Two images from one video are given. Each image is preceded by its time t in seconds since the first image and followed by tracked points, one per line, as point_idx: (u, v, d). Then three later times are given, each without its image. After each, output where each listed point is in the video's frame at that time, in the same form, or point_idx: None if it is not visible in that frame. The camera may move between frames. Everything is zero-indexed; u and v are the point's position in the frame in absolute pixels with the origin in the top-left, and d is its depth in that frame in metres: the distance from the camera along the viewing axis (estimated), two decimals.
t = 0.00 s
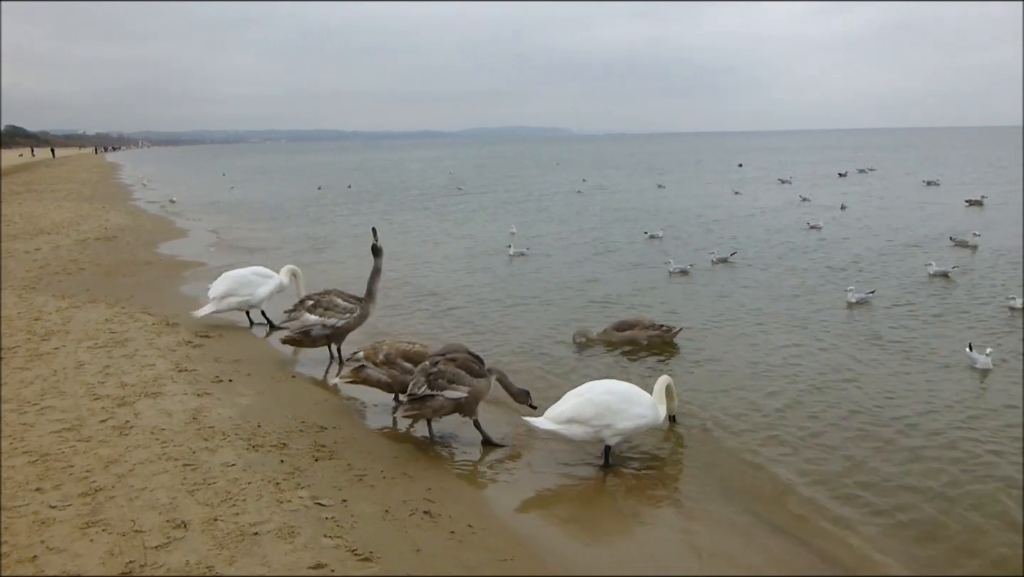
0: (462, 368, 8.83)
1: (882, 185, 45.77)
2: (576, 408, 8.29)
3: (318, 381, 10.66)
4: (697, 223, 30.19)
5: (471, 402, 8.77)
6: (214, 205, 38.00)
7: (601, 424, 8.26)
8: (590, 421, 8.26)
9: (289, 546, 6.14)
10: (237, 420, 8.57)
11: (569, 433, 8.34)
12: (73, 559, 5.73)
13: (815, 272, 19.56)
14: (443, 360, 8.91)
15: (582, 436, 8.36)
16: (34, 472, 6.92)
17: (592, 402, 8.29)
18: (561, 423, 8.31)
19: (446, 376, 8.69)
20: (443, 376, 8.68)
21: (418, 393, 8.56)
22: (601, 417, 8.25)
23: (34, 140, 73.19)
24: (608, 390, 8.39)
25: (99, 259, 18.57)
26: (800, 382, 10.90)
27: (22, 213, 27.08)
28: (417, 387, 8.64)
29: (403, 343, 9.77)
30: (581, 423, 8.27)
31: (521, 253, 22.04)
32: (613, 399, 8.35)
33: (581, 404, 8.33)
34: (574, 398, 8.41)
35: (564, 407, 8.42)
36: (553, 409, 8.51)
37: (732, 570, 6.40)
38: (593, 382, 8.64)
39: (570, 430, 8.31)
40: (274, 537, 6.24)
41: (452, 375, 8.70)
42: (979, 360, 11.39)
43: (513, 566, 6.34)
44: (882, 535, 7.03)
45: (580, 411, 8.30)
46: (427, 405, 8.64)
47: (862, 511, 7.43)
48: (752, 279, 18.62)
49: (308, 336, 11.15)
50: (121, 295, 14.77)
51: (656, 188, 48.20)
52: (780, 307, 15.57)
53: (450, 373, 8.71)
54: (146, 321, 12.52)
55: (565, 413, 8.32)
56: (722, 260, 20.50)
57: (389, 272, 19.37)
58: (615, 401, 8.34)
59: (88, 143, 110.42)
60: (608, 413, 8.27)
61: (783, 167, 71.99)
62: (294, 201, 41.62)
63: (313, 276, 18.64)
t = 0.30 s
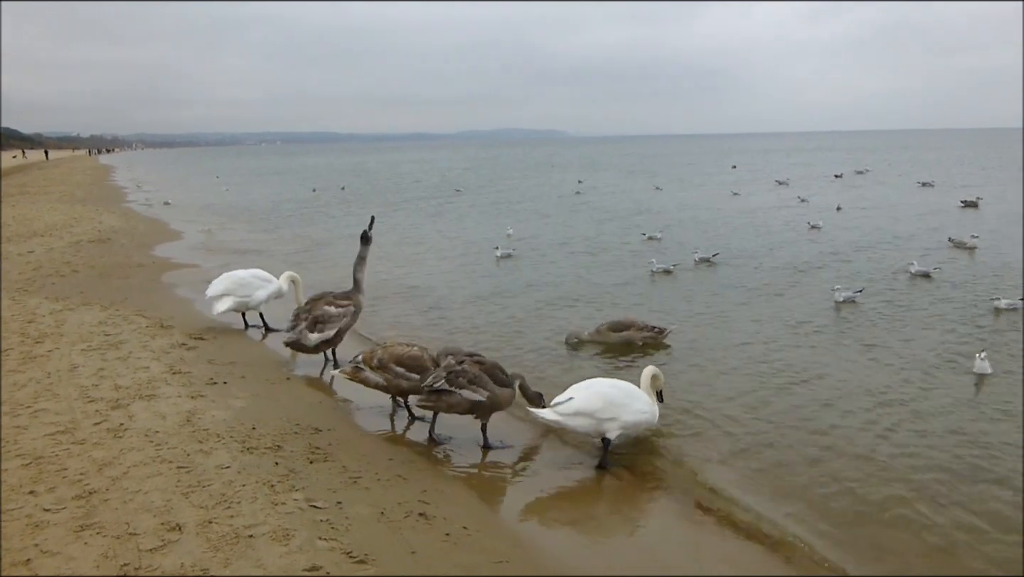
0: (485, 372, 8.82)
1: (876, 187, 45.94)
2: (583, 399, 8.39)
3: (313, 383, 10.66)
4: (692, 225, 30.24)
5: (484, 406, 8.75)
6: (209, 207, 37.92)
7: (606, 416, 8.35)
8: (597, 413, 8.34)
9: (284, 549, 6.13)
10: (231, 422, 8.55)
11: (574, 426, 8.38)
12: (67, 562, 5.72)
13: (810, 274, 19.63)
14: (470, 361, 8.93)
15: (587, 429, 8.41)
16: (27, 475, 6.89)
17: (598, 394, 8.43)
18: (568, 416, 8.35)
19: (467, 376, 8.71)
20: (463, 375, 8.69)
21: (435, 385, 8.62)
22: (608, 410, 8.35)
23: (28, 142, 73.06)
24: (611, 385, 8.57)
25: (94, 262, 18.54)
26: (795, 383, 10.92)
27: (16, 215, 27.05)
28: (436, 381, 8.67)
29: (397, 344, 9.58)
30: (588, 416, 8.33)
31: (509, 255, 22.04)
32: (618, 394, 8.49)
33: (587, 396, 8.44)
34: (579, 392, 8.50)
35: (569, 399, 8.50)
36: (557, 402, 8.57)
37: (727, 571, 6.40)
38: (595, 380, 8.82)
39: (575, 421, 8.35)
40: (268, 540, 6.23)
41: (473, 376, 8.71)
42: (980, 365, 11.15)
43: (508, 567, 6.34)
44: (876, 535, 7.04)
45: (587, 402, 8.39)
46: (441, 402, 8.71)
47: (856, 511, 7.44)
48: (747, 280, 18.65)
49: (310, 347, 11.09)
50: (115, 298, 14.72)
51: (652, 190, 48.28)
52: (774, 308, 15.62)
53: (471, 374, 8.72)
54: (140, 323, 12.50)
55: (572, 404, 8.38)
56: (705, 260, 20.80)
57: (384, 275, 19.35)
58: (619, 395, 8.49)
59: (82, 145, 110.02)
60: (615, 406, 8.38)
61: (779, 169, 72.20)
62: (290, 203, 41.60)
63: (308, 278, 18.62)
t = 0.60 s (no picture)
0: (490, 373, 8.84)
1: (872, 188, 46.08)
2: (593, 401, 8.50)
3: (309, 386, 10.64)
4: (688, 226, 30.31)
5: (484, 406, 8.72)
6: (205, 210, 37.86)
7: (616, 415, 8.49)
8: (606, 414, 8.46)
9: (280, 552, 6.12)
10: (228, 425, 8.53)
11: (586, 427, 8.48)
12: (62, 566, 5.71)
13: (806, 275, 19.65)
14: (479, 361, 9.03)
15: (598, 429, 8.53)
16: (22, 479, 6.88)
17: (604, 393, 8.57)
18: (581, 418, 8.45)
19: (469, 373, 8.81)
20: (464, 371, 8.82)
21: (434, 377, 8.88)
22: (618, 409, 8.49)
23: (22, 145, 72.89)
24: (613, 383, 8.74)
25: (89, 265, 18.51)
26: (792, 384, 10.93)
27: (12, 219, 27.00)
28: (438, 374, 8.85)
29: (396, 347, 9.57)
30: (599, 416, 8.45)
31: (495, 257, 21.93)
32: (623, 392, 8.64)
33: (594, 398, 8.55)
34: (585, 394, 8.60)
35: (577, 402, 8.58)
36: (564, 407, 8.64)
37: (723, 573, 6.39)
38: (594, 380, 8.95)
39: (589, 425, 8.45)
40: (265, 543, 6.22)
41: (475, 373, 8.78)
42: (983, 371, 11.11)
43: (504, 569, 6.34)
44: (873, 535, 7.05)
45: (596, 404, 8.50)
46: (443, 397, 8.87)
47: (852, 512, 7.44)
48: (743, 281, 18.67)
49: (308, 347, 11.14)
50: (110, 301, 14.67)
51: (648, 191, 48.34)
52: (770, 310, 15.64)
53: (474, 371, 8.80)
54: (136, 326, 12.48)
55: (583, 408, 8.47)
56: (690, 260, 21.05)
57: (381, 277, 19.33)
58: (623, 392, 8.66)
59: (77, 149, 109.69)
60: (623, 405, 8.53)
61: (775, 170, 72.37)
62: (286, 206, 41.54)
63: (304, 280, 18.59)
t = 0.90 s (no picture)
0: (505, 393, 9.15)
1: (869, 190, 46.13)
2: (603, 403, 8.53)
3: (304, 388, 10.62)
4: (685, 228, 30.34)
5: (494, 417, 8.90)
6: (200, 211, 37.79)
7: (624, 414, 8.60)
8: (616, 414, 8.54)
9: (275, 555, 6.10)
10: (222, 428, 8.51)
11: (598, 430, 8.49)
12: (56, 570, 5.69)
13: (801, 277, 19.69)
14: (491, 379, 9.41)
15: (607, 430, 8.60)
16: (16, 482, 6.86)
17: (609, 393, 8.66)
18: (593, 421, 8.46)
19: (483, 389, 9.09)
20: (480, 386, 9.12)
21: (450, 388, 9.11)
22: (624, 407, 8.60)
23: (16, 146, 72.67)
24: (612, 382, 8.86)
25: (84, 267, 18.45)
26: (787, 386, 10.95)
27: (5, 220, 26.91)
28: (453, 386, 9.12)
29: (396, 349, 9.74)
30: (609, 418, 8.51)
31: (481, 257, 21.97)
32: (625, 390, 8.77)
33: (602, 399, 8.60)
34: (593, 398, 8.62)
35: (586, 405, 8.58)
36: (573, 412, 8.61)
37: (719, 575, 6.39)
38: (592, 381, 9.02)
39: (601, 427, 8.48)
40: (260, 545, 6.20)
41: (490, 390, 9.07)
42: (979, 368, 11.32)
43: (499, 571, 6.34)
44: (868, 538, 7.05)
45: (606, 405, 8.55)
46: (462, 406, 9.02)
47: (848, 514, 7.45)
48: (740, 283, 18.69)
49: (295, 346, 11.13)
50: (105, 303, 14.64)
51: (645, 193, 48.37)
52: (765, 311, 15.67)
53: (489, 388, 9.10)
54: (130, 328, 12.44)
55: (595, 411, 8.48)
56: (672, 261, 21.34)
57: (377, 278, 19.30)
58: (624, 390, 8.80)
59: (71, 151, 109.42)
60: (628, 403, 8.65)
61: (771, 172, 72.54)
62: (281, 207, 41.48)
63: (300, 282, 18.56)
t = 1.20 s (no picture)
0: (525, 399, 9.27)
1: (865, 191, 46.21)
2: (615, 411, 8.58)
3: (298, 389, 10.60)
4: (681, 228, 30.33)
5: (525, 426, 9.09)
6: (196, 213, 37.74)
7: (633, 421, 8.71)
8: (626, 421, 8.63)
9: (270, 557, 6.08)
10: (217, 430, 8.48)
11: (610, 438, 8.49)
12: (50, 573, 5.66)
13: (796, 277, 19.73)
14: (512, 389, 9.45)
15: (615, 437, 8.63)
16: (10, 485, 6.82)
17: (619, 401, 8.74)
18: (606, 429, 8.46)
19: (506, 400, 9.20)
20: (501, 398, 9.21)
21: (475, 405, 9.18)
22: (632, 412, 8.71)
23: (9, 148, 72.53)
24: (620, 388, 8.93)
25: (78, 269, 18.39)
26: (784, 386, 10.93)
27: None
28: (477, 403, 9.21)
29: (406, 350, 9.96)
30: (620, 424, 8.56)
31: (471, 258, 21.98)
32: (629, 395, 8.90)
33: (614, 408, 8.64)
34: (605, 406, 8.65)
35: (599, 413, 8.59)
36: (587, 419, 8.60)
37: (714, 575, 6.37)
38: (598, 388, 9.06)
39: (615, 435, 8.53)
40: (255, 548, 6.17)
41: (512, 400, 9.18)
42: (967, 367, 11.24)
43: (495, 572, 6.32)
44: (865, 538, 7.03)
45: (618, 414, 8.60)
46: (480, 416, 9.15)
47: (843, 514, 7.43)
48: (736, 283, 18.67)
49: (286, 346, 11.15)
50: (99, 305, 14.61)
51: (643, 194, 48.41)
52: (760, 311, 15.70)
53: (511, 398, 9.20)
54: (124, 330, 12.40)
55: (610, 419, 8.50)
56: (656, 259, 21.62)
57: (373, 279, 19.28)
58: (631, 397, 8.90)
59: (67, 153, 109.14)
60: (634, 409, 8.77)
61: (767, 172, 72.65)
62: (277, 208, 41.45)
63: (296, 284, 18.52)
